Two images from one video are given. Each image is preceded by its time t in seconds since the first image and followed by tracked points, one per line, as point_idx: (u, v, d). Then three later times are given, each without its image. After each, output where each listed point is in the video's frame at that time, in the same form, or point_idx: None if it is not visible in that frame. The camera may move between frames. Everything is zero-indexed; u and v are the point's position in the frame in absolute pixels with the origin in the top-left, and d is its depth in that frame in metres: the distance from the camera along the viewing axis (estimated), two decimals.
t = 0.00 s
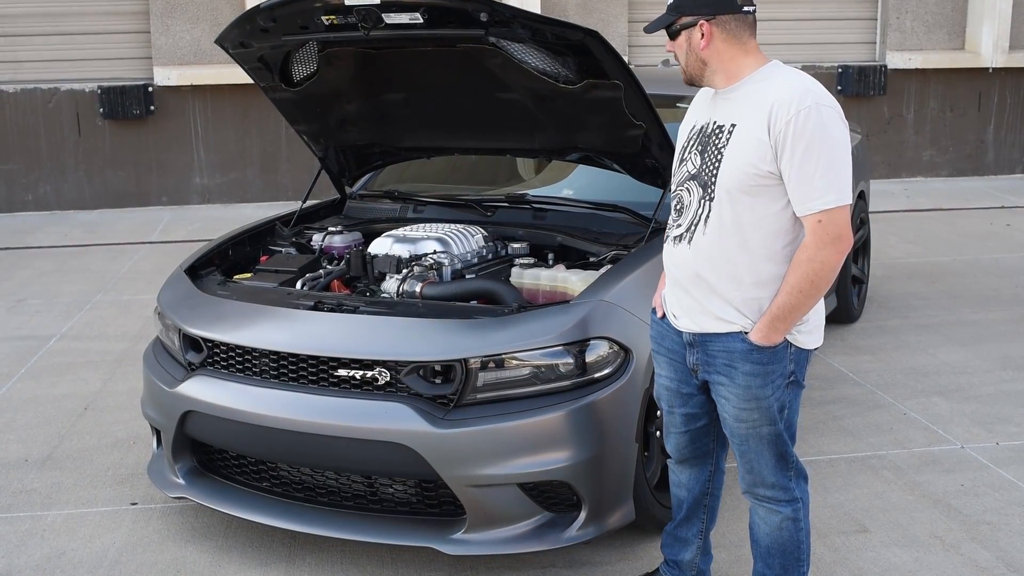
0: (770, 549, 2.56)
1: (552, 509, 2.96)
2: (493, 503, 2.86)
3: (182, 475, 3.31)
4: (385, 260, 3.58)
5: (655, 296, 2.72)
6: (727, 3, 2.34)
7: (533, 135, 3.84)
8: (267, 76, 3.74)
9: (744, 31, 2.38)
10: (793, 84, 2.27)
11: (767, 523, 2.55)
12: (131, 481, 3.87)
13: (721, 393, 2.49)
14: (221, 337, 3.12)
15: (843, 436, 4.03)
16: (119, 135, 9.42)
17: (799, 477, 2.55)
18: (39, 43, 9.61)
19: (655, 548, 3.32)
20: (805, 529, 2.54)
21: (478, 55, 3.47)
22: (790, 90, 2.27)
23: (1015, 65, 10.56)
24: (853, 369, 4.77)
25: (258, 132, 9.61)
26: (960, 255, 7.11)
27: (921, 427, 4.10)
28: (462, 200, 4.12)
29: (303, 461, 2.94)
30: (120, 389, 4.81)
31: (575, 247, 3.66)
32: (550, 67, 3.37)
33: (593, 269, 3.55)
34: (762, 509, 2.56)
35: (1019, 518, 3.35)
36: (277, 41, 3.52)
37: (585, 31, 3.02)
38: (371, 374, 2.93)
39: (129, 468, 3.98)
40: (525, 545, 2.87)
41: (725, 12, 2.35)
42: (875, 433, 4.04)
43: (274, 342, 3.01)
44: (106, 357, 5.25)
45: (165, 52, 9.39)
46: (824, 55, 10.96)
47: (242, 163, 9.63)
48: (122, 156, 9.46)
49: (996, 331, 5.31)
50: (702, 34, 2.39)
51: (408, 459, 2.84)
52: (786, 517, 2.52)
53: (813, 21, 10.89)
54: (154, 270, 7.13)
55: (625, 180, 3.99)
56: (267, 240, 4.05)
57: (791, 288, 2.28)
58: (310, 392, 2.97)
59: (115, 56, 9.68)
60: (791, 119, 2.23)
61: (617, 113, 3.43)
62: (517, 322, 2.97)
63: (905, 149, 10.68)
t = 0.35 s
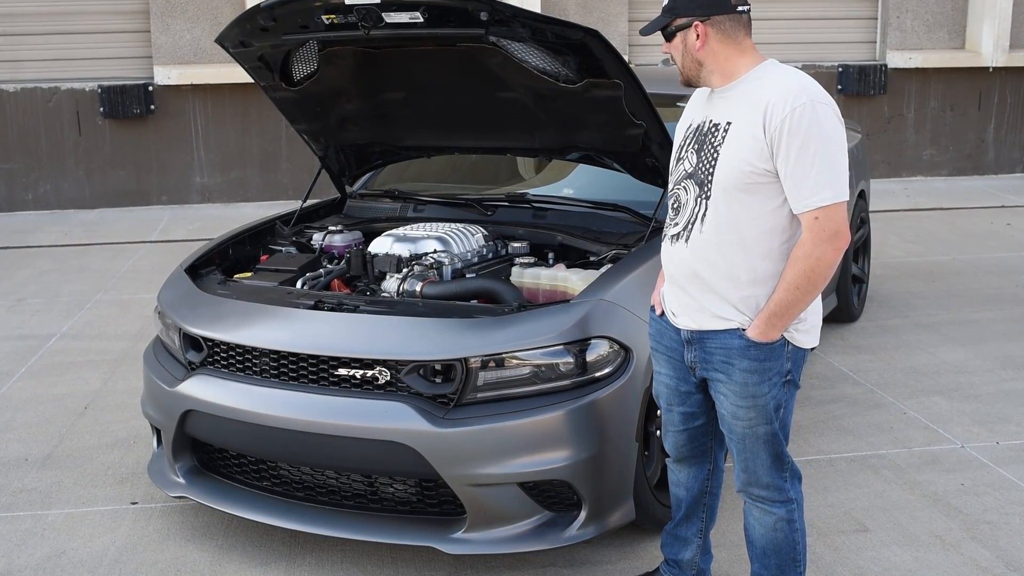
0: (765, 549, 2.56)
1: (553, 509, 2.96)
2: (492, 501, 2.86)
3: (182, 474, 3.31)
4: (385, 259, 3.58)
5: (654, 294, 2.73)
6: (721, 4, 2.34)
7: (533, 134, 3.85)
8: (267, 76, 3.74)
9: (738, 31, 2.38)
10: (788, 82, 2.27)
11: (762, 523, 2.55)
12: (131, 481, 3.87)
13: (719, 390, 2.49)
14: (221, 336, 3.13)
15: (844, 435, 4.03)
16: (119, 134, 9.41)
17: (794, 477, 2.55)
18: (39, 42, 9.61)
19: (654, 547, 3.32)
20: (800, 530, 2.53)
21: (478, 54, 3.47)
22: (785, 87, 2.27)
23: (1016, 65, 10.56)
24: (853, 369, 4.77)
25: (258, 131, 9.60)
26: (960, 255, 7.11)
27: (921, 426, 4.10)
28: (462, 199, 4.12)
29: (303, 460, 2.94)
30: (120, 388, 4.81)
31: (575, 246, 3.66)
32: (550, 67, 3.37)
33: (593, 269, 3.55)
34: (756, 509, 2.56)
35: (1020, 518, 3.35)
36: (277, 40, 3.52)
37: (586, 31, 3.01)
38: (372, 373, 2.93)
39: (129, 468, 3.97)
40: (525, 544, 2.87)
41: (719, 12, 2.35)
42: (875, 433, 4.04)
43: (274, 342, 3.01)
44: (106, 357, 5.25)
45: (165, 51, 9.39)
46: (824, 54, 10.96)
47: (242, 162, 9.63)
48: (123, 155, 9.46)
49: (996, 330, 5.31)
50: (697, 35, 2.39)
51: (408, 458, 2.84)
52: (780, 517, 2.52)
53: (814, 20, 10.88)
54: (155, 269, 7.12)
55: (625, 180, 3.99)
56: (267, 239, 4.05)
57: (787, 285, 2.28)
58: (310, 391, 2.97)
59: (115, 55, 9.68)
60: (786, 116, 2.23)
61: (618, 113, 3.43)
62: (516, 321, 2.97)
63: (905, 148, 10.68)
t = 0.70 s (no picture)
0: (771, 547, 2.56)
1: (553, 509, 2.96)
2: (493, 502, 2.86)
3: (183, 474, 3.31)
4: (386, 258, 3.58)
5: (649, 295, 2.72)
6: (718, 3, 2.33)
7: (533, 134, 3.85)
8: (267, 76, 3.74)
9: (742, 31, 2.38)
10: (790, 81, 2.28)
11: (767, 521, 2.55)
12: (131, 481, 3.87)
13: (724, 391, 2.48)
14: (222, 336, 3.13)
15: (845, 435, 4.03)
16: (120, 134, 9.41)
17: (798, 475, 2.55)
18: (39, 42, 9.61)
19: (655, 547, 3.32)
20: (804, 527, 2.54)
21: (479, 54, 3.47)
22: (787, 86, 2.27)
23: (1016, 64, 10.56)
24: (854, 369, 4.77)
25: (258, 130, 9.61)
26: (961, 255, 7.11)
27: (922, 426, 4.10)
28: (463, 199, 4.12)
29: (303, 460, 2.94)
30: (121, 388, 4.80)
31: (575, 246, 3.67)
32: (551, 66, 3.37)
33: (593, 269, 3.54)
34: (761, 507, 2.56)
35: (1021, 518, 3.35)
36: (278, 40, 3.52)
37: (586, 30, 3.01)
38: (373, 373, 2.93)
39: (130, 468, 3.97)
40: (525, 544, 2.87)
41: (725, 10, 2.34)
42: (875, 433, 4.04)
43: (275, 342, 3.01)
44: (106, 357, 5.25)
45: (166, 51, 9.40)
46: (825, 54, 10.96)
47: (242, 162, 9.64)
48: (123, 155, 9.47)
49: (997, 330, 5.31)
50: (703, 32, 2.37)
51: (409, 458, 2.84)
52: (786, 514, 2.52)
53: (814, 20, 10.88)
54: (156, 269, 7.13)
55: (627, 180, 3.99)
56: (267, 239, 4.06)
57: (792, 283, 2.29)
58: (311, 391, 2.97)
59: (115, 55, 9.68)
60: (789, 115, 2.24)
61: (618, 113, 3.44)
62: (516, 321, 2.97)
63: (906, 148, 10.68)
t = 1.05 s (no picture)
0: (779, 544, 2.55)
1: (554, 509, 2.96)
2: (495, 503, 2.86)
3: (182, 474, 3.31)
4: (386, 259, 3.58)
5: (643, 300, 2.68)
6: None
7: (534, 134, 3.85)
8: (267, 76, 3.74)
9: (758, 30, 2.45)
10: (805, 81, 2.32)
11: (776, 517, 2.54)
12: (131, 481, 3.87)
13: (743, 392, 2.48)
14: (221, 337, 3.13)
15: (845, 436, 4.03)
16: (120, 134, 9.42)
17: (807, 471, 2.57)
18: (39, 42, 9.61)
19: (655, 547, 3.32)
20: (813, 522, 2.55)
21: (479, 54, 3.47)
22: (803, 85, 2.31)
23: (1016, 65, 10.56)
24: (854, 369, 4.77)
25: (258, 130, 9.61)
26: (961, 255, 7.11)
27: (921, 426, 4.10)
28: (463, 200, 4.12)
29: (303, 460, 2.94)
30: (121, 389, 4.81)
31: (575, 246, 3.67)
32: (550, 67, 3.37)
33: (593, 269, 3.54)
34: (770, 504, 2.55)
35: (1020, 518, 3.35)
36: (277, 41, 3.52)
37: (585, 31, 3.01)
38: (372, 374, 2.93)
39: (129, 468, 3.97)
40: (526, 545, 2.87)
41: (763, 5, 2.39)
42: (875, 433, 4.04)
43: (274, 342, 3.01)
44: (106, 357, 5.25)
45: (166, 52, 9.40)
46: (824, 54, 10.96)
47: (243, 162, 9.63)
48: (124, 155, 9.47)
49: (996, 331, 5.31)
50: (749, 22, 2.36)
51: (411, 459, 2.84)
52: (797, 510, 2.52)
53: (814, 20, 10.89)
54: (155, 270, 7.13)
55: (626, 180, 3.99)
56: (267, 240, 4.06)
57: (818, 277, 2.31)
58: (311, 392, 2.97)
59: (116, 55, 9.68)
60: (812, 111, 2.27)
61: (619, 113, 3.44)
62: (516, 322, 2.98)
63: (906, 148, 10.68)
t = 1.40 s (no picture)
0: (783, 543, 2.55)
1: (553, 510, 2.96)
2: (497, 503, 2.86)
3: (182, 475, 3.31)
4: (386, 260, 3.58)
5: (641, 305, 2.63)
6: None
7: (534, 135, 3.85)
8: (267, 77, 3.74)
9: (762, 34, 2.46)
10: (820, 83, 2.34)
11: (782, 515, 2.53)
12: (131, 482, 3.87)
13: (758, 392, 2.48)
14: (221, 337, 3.12)
15: (845, 437, 4.03)
16: (120, 135, 9.41)
17: (811, 469, 2.57)
18: (40, 43, 9.62)
19: (655, 548, 3.32)
20: (816, 520, 2.55)
21: (479, 55, 3.47)
22: (819, 87, 2.33)
23: (1016, 65, 10.56)
24: (854, 370, 4.77)
25: (258, 131, 9.61)
26: (960, 255, 7.11)
27: (921, 427, 4.11)
28: (463, 201, 4.12)
29: (303, 461, 2.93)
30: (121, 389, 4.81)
31: (574, 247, 3.67)
32: (550, 67, 3.37)
33: (593, 270, 3.54)
34: (775, 502, 2.54)
35: (1020, 518, 3.35)
36: (277, 42, 3.52)
37: (584, 31, 3.01)
38: (372, 374, 2.93)
39: (129, 469, 3.97)
40: (526, 545, 2.87)
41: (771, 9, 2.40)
42: (875, 434, 4.04)
43: (274, 343, 3.01)
44: (106, 358, 5.25)
45: (166, 53, 9.40)
46: (824, 55, 10.97)
47: (243, 162, 9.63)
48: (123, 156, 9.46)
49: (996, 331, 5.31)
50: (762, 25, 2.36)
51: (411, 460, 2.84)
52: (803, 507, 2.52)
53: (814, 20, 10.89)
54: (155, 270, 7.12)
55: (626, 180, 3.98)
56: (267, 240, 4.06)
57: (838, 275, 2.35)
58: (311, 392, 2.96)
59: (116, 56, 9.68)
60: (832, 113, 2.30)
61: (619, 114, 3.44)
62: (516, 323, 2.97)
63: (906, 148, 10.68)
